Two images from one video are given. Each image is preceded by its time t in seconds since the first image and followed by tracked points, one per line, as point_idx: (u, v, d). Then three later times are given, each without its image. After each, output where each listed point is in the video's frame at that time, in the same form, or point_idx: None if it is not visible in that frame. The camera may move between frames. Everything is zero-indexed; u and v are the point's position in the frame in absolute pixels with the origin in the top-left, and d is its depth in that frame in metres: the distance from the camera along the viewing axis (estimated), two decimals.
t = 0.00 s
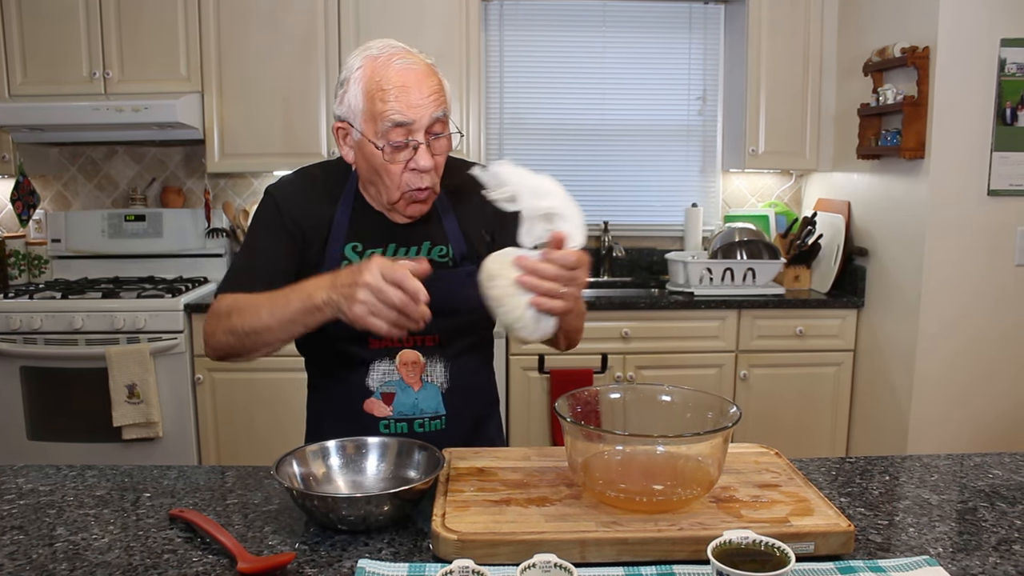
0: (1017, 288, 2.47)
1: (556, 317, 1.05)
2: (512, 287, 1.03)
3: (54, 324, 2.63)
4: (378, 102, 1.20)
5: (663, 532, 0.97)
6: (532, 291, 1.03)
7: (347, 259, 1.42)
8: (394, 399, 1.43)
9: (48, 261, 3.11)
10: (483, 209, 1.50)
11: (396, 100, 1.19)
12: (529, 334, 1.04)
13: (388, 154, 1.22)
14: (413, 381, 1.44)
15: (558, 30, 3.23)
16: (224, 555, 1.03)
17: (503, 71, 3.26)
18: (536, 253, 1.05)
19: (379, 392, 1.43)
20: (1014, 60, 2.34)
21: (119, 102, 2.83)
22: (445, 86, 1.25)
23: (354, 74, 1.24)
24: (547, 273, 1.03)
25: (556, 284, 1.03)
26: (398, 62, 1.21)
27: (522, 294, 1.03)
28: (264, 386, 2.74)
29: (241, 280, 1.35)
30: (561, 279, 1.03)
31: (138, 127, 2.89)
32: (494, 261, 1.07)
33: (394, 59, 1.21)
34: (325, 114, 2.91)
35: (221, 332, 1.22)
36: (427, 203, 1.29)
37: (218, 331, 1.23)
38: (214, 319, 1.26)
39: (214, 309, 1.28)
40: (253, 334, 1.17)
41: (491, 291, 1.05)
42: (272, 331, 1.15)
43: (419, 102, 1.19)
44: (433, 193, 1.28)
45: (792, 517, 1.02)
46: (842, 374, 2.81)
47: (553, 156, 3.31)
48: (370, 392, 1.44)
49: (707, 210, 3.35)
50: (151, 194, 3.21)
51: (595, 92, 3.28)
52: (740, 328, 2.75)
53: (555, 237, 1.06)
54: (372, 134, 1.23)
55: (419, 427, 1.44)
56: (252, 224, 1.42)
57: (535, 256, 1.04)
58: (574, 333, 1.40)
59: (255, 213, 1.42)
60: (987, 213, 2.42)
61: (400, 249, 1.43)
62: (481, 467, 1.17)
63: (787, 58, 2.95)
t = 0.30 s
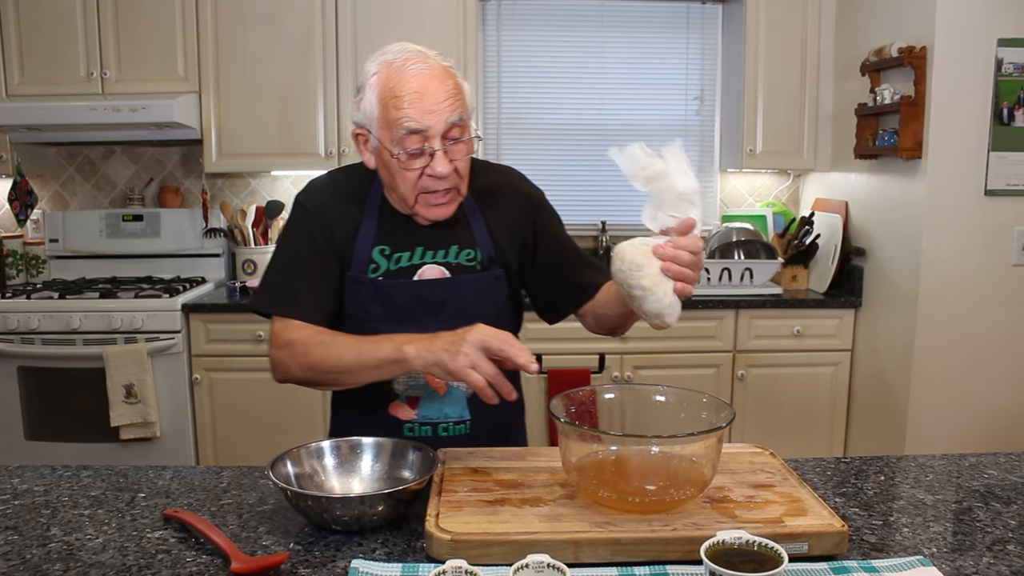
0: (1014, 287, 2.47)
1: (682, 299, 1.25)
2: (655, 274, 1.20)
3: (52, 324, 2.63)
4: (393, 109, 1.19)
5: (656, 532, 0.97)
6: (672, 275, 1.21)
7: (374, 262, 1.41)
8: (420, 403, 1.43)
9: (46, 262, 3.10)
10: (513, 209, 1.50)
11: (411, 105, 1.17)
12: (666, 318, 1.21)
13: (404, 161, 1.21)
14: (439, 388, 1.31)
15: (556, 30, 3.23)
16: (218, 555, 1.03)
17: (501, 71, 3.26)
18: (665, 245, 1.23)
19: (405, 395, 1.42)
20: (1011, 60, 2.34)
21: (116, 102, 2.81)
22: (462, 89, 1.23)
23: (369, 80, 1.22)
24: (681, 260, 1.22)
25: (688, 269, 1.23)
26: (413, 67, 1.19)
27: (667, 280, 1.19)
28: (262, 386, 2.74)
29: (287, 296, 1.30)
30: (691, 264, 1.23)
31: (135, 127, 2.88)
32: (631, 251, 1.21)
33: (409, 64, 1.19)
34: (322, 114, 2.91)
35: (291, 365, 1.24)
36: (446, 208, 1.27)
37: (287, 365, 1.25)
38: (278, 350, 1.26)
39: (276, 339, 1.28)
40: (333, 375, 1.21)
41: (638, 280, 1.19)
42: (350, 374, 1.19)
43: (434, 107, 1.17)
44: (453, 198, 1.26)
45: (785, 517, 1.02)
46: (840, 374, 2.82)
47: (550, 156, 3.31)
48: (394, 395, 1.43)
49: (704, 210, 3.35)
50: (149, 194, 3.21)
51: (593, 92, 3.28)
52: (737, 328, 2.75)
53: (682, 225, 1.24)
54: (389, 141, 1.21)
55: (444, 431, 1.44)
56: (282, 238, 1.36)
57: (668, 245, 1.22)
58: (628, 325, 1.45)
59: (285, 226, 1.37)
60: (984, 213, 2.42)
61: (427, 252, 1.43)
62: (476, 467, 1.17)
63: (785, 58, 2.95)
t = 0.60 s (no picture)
0: (1010, 288, 2.47)
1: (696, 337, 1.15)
2: (671, 307, 1.12)
3: (48, 324, 2.63)
4: (448, 73, 1.25)
5: (648, 532, 0.97)
6: (688, 310, 1.13)
7: (434, 254, 1.40)
8: (478, 399, 1.41)
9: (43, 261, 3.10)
10: (570, 207, 1.47)
11: (465, 68, 1.23)
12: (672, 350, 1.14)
13: (455, 124, 1.25)
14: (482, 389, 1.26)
15: (553, 29, 3.24)
16: (211, 555, 1.03)
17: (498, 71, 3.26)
18: (690, 275, 1.13)
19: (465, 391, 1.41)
20: (1007, 60, 2.34)
21: (113, 102, 2.81)
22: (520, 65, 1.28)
23: (433, 55, 1.30)
24: (702, 295, 1.13)
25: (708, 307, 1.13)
26: (472, 38, 1.26)
27: (681, 314, 1.12)
28: (259, 386, 2.74)
29: (348, 299, 1.32)
30: (712, 304, 1.13)
31: (132, 127, 2.87)
32: (653, 278, 1.14)
33: (470, 37, 1.27)
34: (319, 114, 2.91)
35: (354, 369, 1.27)
36: (493, 176, 1.26)
37: (349, 368, 1.28)
38: (341, 353, 1.29)
39: (338, 341, 1.30)
40: (392, 382, 1.24)
41: (650, 308, 1.12)
42: (409, 385, 1.23)
43: (486, 71, 1.23)
44: (500, 166, 1.26)
45: (777, 517, 1.03)
46: (836, 374, 2.82)
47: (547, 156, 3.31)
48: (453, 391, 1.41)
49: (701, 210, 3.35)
50: (146, 194, 3.21)
51: (591, 92, 3.28)
52: (734, 327, 2.75)
53: (712, 263, 1.14)
54: (441, 106, 1.26)
55: (503, 427, 1.43)
56: (341, 240, 1.37)
57: (691, 277, 1.13)
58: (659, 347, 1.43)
59: (343, 228, 1.38)
60: (980, 213, 2.42)
61: (489, 245, 1.42)
62: (469, 466, 1.17)
63: (781, 58, 2.95)
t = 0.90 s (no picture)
0: (1007, 288, 2.47)
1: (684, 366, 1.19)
2: (661, 331, 1.17)
3: (46, 325, 2.63)
4: (476, 66, 1.26)
5: (640, 532, 0.98)
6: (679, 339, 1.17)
7: (460, 249, 1.40)
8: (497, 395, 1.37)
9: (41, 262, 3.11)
10: (598, 211, 1.44)
11: (492, 60, 1.25)
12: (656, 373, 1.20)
13: (483, 115, 1.25)
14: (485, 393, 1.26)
15: (551, 30, 3.24)
16: (205, 555, 1.03)
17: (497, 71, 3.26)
18: (692, 305, 1.17)
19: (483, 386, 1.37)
20: (1003, 61, 2.34)
21: (111, 103, 2.81)
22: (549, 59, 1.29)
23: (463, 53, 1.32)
24: (696, 328, 1.16)
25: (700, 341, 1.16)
26: (502, 33, 1.28)
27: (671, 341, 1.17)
28: (257, 387, 2.74)
29: (369, 294, 1.34)
30: (705, 338, 1.16)
31: (130, 128, 2.88)
32: (653, 301, 1.20)
33: (499, 32, 1.29)
34: (316, 115, 2.91)
35: (368, 364, 1.28)
36: (524, 169, 1.26)
37: (363, 364, 1.29)
38: (357, 346, 1.31)
39: (356, 335, 1.32)
40: (400, 381, 1.25)
41: (642, 326, 1.19)
42: (419, 386, 1.23)
43: (514, 61, 1.24)
44: (531, 158, 1.26)
45: (770, 517, 1.03)
46: (834, 374, 2.82)
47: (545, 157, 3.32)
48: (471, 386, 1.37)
49: (699, 210, 3.36)
50: (144, 194, 3.21)
51: (589, 92, 3.28)
52: (732, 328, 2.75)
53: (721, 296, 1.15)
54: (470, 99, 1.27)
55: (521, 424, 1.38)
56: (371, 237, 1.40)
57: (690, 307, 1.16)
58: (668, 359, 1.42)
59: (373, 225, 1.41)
60: (977, 213, 2.42)
61: (514, 241, 1.40)
62: (464, 466, 1.17)
63: (779, 58, 2.95)
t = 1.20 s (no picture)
0: (1003, 288, 2.47)
1: (681, 352, 1.20)
2: (659, 317, 1.19)
3: (44, 325, 2.64)
4: (443, 68, 1.27)
5: (629, 533, 0.98)
6: (676, 325, 1.18)
7: (439, 254, 1.40)
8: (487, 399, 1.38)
9: (39, 262, 3.11)
10: (577, 210, 1.46)
11: (459, 62, 1.25)
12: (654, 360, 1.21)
13: (453, 116, 1.26)
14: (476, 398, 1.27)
15: (548, 30, 3.24)
16: (195, 555, 1.03)
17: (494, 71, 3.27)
18: (687, 292, 1.19)
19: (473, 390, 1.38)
20: (999, 60, 2.34)
21: (108, 103, 2.81)
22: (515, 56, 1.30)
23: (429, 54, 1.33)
24: (693, 315, 1.17)
25: (696, 328, 1.18)
26: (467, 33, 1.28)
27: (669, 328, 1.18)
28: (254, 387, 2.75)
29: (350, 309, 1.34)
30: (701, 325, 1.17)
31: (128, 129, 2.88)
32: (649, 288, 1.21)
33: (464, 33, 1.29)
34: (313, 115, 2.92)
35: (354, 384, 1.28)
36: (497, 167, 1.28)
37: (349, 384, 1.29)
38: (342, 366, 1.31)
39: (340, 354, 1.32)
40: (390, 400, 1.24)
41: (640, 314, 1.19)
42: (407, 402, 1.23)
43: (481, 62, 1.25)
44: (503, 156, 1.28)
45: (759, 518, 1.03)
46: (831, 375, 2.83)
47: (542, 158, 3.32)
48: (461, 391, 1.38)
49: (696, 210, 3.36)
50: (142, 196, 3.22)
51: (586, 93, 3.29)
52: (728, 328, 2.76)
53: (714, 284, 1.18)
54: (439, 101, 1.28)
55: (511, 426, 1.40)
56: (347, 250, 1.39)
57: (686, 294, 1.18)
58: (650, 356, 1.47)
59: (350, 237, 1.40)
60: (973, 213, 2.42)
61: (493, 243, 1.41)
62: (454, 467, 1.18)
63: (776, 58, 2.95)
